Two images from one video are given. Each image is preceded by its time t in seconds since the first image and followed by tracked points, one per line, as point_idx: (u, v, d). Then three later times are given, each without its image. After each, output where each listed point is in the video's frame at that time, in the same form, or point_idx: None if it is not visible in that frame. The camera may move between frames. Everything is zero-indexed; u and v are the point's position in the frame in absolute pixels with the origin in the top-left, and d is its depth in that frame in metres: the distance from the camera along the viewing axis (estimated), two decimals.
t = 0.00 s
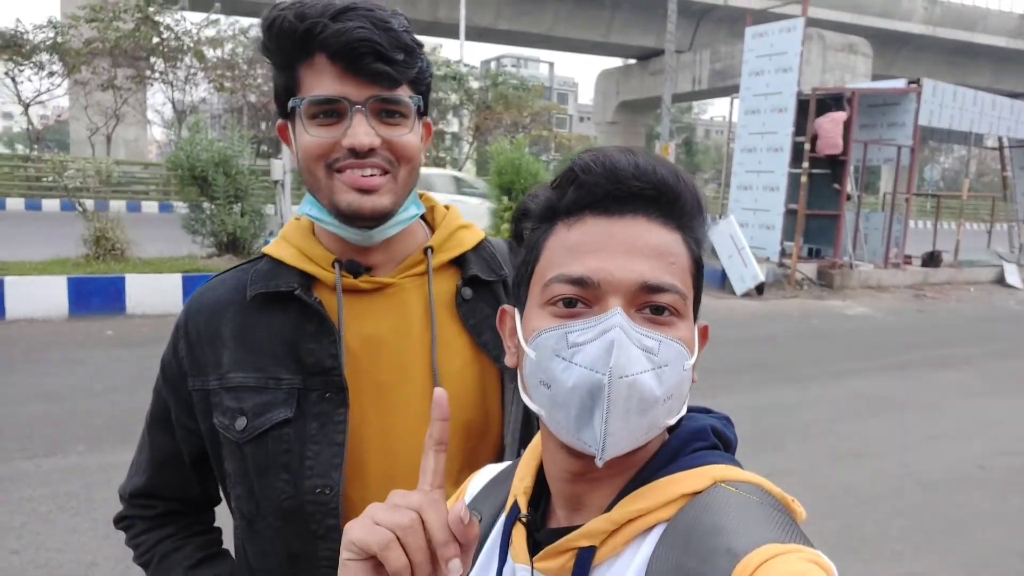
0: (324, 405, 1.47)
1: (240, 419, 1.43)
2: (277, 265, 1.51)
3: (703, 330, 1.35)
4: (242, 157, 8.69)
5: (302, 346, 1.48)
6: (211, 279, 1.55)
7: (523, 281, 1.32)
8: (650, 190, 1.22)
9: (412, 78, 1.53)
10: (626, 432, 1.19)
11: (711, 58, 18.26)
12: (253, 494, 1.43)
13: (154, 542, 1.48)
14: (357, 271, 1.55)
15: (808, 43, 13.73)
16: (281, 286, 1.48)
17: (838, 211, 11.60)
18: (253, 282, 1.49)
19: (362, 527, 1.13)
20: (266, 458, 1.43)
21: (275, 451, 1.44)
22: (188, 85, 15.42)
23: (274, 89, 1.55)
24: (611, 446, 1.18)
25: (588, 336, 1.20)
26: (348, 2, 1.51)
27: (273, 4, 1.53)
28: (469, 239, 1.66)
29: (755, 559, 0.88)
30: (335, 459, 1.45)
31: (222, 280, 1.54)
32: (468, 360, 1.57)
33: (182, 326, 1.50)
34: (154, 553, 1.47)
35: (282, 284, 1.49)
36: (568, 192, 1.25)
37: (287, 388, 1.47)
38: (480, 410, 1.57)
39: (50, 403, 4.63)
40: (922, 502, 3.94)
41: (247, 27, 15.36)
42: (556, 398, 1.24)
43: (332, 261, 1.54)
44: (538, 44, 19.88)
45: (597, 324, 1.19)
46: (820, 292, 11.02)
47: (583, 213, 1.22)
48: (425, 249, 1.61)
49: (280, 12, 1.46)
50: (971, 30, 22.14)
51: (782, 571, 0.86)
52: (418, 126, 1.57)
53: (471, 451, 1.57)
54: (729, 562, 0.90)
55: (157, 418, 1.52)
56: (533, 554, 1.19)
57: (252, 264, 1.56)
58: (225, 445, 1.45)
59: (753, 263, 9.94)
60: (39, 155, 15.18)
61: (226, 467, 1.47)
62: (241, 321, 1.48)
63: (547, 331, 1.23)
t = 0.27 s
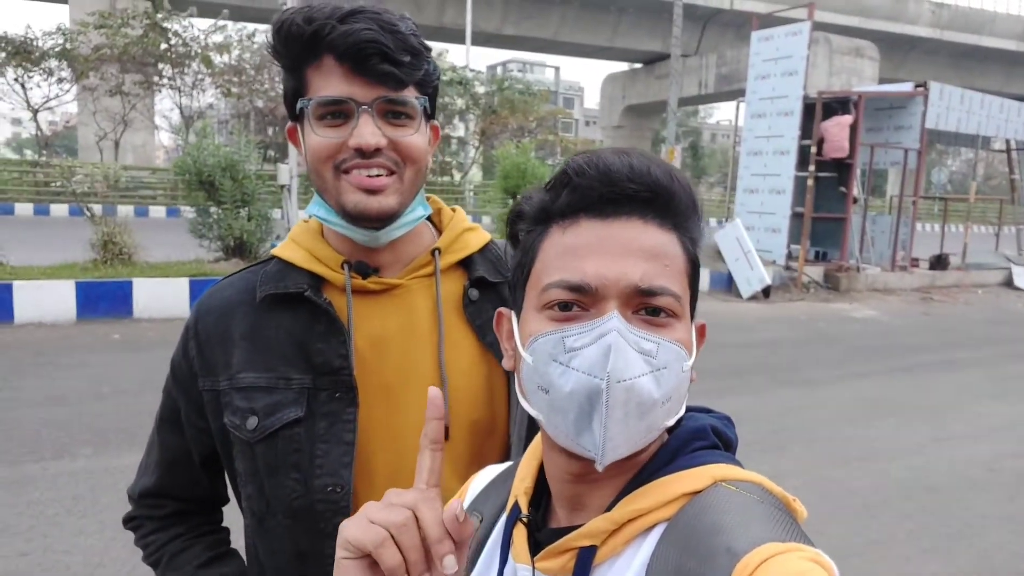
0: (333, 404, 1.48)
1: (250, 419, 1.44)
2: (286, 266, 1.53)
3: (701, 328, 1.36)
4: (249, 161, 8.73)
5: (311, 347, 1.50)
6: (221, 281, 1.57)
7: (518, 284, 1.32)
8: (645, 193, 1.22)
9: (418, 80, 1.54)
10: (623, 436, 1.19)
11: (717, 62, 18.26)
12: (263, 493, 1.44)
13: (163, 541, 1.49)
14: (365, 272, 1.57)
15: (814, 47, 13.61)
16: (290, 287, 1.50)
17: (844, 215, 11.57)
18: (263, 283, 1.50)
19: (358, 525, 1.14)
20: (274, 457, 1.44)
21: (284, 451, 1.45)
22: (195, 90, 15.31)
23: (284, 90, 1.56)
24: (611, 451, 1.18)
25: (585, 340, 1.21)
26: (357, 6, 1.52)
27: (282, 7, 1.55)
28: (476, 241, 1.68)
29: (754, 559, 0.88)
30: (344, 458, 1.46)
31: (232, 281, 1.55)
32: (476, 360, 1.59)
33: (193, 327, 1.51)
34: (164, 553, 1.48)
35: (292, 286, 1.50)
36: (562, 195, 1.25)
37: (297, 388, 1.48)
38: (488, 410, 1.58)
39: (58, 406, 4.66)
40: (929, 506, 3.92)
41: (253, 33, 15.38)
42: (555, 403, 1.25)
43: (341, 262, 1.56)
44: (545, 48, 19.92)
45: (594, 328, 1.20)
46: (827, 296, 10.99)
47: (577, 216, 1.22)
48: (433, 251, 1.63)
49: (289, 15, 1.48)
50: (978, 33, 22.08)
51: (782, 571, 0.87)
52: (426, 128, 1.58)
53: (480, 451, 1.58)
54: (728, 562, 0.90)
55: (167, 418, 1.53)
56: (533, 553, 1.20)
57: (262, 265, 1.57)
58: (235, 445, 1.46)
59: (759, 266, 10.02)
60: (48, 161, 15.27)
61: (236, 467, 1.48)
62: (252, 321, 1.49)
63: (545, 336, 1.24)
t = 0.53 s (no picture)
0: (341, 404, 1.49)
1: (259, 418, 1.44)
2: (294, 268, 1.53)
3: (693, 334, 1.36)
4: (256, 166, 8.77)
5: (320, 346, 1.50)
6: (228, 282, 1.57)
7: (505, 294, 1.32)
8: (627, 203, 1.22)
9: (426, 83, 1.55)
10: (607, 455, 1.19)
11: (724, 66, 18.25)
12: (272, 491, 1.44)
13: (171, 539, 1.49)
14: (372, 273, 1.58)
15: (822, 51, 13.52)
16: (298, 287, 1.50)
17: (852, 219, 11.53)
18: (271, 284, 1.51)
19: (355, 519, 1.15)
20: (282, 456, 1.44)
21: (291, 449, 1.45)
22: (203, 96, 15.44)
23: (291, 95, 1.56)
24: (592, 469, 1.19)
25: (569, 358, 1.21)
26: (364, 10, 1.53)
27: (289, 13, 1.55)
28: (481, 243, 1.69)
29: (754, 560, 0.88)
30: (352, 456, 1.46)
31: (240, 282, 1.55)
32: (482, 361, 1.60)
33: (200, 327, 1.51)
34: (172, 551, 1.48)
35: (299, 286, 1.50)
36: (544, 206, 1.25)
37: (305, 387, 1.48)
38: (494, 411, 1.59)
39: (66, 408, 4.68)
40: (938, 510, 3.90)
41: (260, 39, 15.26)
42: (542, 421, 1.25)
43: (349, 264, 1.57)
44: (551, 53, 19.95)
45: (578, 346, 1.21)
46: (834, 300, 10.96)
47: (561, 227, 1.23)
48: (439, 253, 1.64)
49: (298, 19, 1.48)
50: (986, 37, 22.03)
51: (778, 571, 0.87)
52: (431, 131, 1.59)
53: (486, 451, 1.59)
54: (728, 562, 0.90)
55: (174, 418, 1.53)
56: (534, 555, 1.20)
57: (270, 266, 1.58)
58: (243, 444, 1.46)
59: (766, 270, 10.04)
60: (57, 167, 15.36)
61: (244, 465, 1.48)
62: (260, 322, 1.49)
63: (530, 353, 1.24)
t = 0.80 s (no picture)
0: (343, 404, 1.50)
1: (261, 418, 1.45)
2: (295, 270, 1.54)
3: (685, 328, 1.39)
4: (261, 170, 8.80)
5: (321, 348, 1.51)
6: (230, 285, 1.58)
7: (500, 293, 1.33)
8: (623, 197, 1.23)
9: (425, 87, 1.55)
10: (615, 446, 1.20)
11: (728, 69, 18.24)
12: (274, 491, 1.46)
13: (176, 539, 1.50)
14: (372, 274, 1.58)
15: (826, 53, 13.49)
16: (300, 289, 1.51)
17: (856, 221, 11.50)
18: (274, 286, 1.52)
19: (334, 523, 1.18)
20: (285, 455, 1.46)
21: (293, 449, 1.47)
22: (208, 100, 15.36)
23: (293, 100, 1.57)
24: (597, 461, 1.20)
25: (571, 354, 1.22)
26: (364, 15, 1.53)
27: (291, 19, 1.56)
28: (480, 244, 1.69)
29: (751, 560, 0.89)
30: (353, 456, 1.48)
31: (243, 284, 1.57)
32: (480, 361, 1.60)
33: (204, 329, 1.54)
34: (175, 550, 1.50)
35: (301, 289, 1.51)
36: (538, 203, 1.26)
37: (307, 388, 1.49)
38: (495, 411, 1.59)
39: (71, 412, 4.69)
40: (944, 512, 3.89)
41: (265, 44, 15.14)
42: (544, 418, 1.26)
43: (349, 266, 1.57)
44: (555, 57, 19.98)
45: (579, 341, 1.21)
46: (840, 303, 10.94)
47: (555, 224, 1.23)
48: (439, 254, 1.64)
49: (297, 25, 1.49)
50: (991, 38, 21.98)
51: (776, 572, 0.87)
52: (431, 135, 1.59)
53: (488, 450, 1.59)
54: (725, 562, 0.91)
55: (179, 419, 1.55)
56: (533, 557, 1.21)
57: (272, 269, 1.59)
58: (246, 444, 1.48)
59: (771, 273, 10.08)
60: (63, 172, 15.47)
61: (248, 465, 1.49)
62: (263, 323, 1.51)
63: (530, 350, 1.25)
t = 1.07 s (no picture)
0: (347, 407, 1.53)
1: (266, 421, 1.48)
2: (301, 274, 1.58)
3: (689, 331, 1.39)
4: (272, 181, 8.87)
5: (327, 351, 1.55)
6: (237, 290, 1.62)
7: (503, 296, 1.34)
8: (627, 196, 1.25)
9: (428, 93, 1.58)
10: (627, 446, 1.20)
11: (737, 77, 18.24)
12: (280, 494, 1.48)
13: (182, 543, 1.52)
14: (376, 279, 1.63)
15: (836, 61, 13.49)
16: (305, 293, 1.55)
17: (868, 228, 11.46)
18: (279, 290, 1.56)
19: (333, 525, 1.23)
20: (290, 458, 1.48)
21: (298, 452, 1.49)
22: (221, 112, 15.49)
23: (297, 106, 1.60)
24: (614, 457, 1.20)
25: (578, 352, 1.23)
26: (368, 22, 1.56)
27: (296, 27, 1.59)
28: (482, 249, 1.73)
29: (751, 562, 0.93)
30: (357, 459, 1.51)
31: (248, 289, 1.60)
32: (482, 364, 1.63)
33: (210, 333, 1.56)
34: (181, 555, 1.51)
35: (307, 292, 1.55)
36: (544, 204, 1.28)
37: (313, 392, 1.52)
38: (498, 413, 1.62)
39: (83, 421, 4.73)
40: (956, 521, 3.86)
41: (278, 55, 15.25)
42: (553, 418, 1.27)
43: (354, 270, 1.61)
44: (565, 66, 20.04)
45: (587, 340, 1.22)
46: (851, 310, 10.88)
47: (561, 225, 1.25)
48: (442, 258, 1.67)
49: (302, 32, 1.52)
50: (1004, 45, 21.86)
51: (778, 571, 0.91)
52: (434, 140, 1.62)
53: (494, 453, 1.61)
54: (728, 563, 0.95)
55: (185, 424, 1.57)
56: (534, 559, 1.23)
57: (278, 274, 1.63)
58: (252, 447, 1.50)
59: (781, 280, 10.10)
60: (78, 183, 15.64)
61: (253, 468, 1.52)
62: (269, 327, 1.54)
63: (537, 350, 1.26)
